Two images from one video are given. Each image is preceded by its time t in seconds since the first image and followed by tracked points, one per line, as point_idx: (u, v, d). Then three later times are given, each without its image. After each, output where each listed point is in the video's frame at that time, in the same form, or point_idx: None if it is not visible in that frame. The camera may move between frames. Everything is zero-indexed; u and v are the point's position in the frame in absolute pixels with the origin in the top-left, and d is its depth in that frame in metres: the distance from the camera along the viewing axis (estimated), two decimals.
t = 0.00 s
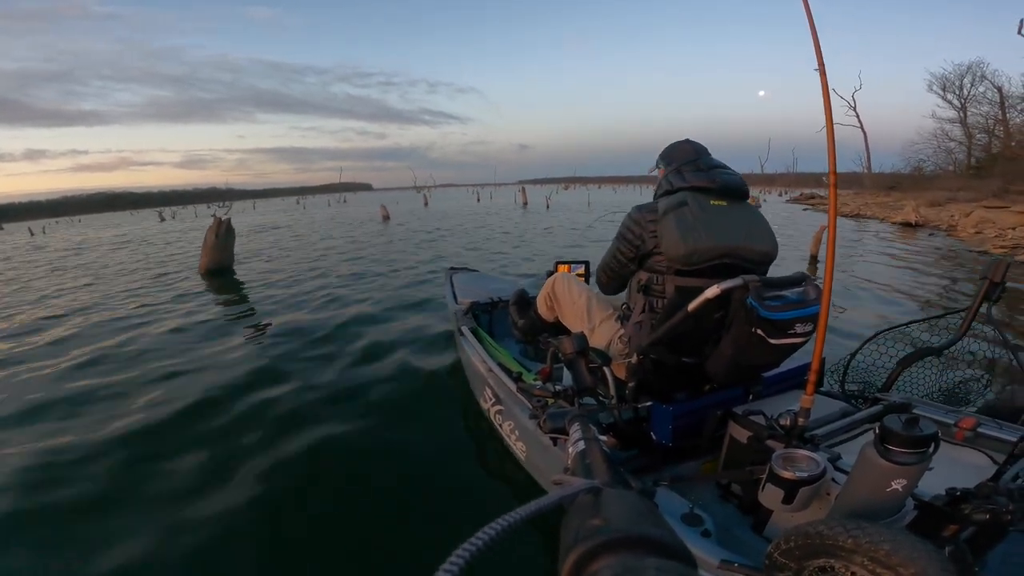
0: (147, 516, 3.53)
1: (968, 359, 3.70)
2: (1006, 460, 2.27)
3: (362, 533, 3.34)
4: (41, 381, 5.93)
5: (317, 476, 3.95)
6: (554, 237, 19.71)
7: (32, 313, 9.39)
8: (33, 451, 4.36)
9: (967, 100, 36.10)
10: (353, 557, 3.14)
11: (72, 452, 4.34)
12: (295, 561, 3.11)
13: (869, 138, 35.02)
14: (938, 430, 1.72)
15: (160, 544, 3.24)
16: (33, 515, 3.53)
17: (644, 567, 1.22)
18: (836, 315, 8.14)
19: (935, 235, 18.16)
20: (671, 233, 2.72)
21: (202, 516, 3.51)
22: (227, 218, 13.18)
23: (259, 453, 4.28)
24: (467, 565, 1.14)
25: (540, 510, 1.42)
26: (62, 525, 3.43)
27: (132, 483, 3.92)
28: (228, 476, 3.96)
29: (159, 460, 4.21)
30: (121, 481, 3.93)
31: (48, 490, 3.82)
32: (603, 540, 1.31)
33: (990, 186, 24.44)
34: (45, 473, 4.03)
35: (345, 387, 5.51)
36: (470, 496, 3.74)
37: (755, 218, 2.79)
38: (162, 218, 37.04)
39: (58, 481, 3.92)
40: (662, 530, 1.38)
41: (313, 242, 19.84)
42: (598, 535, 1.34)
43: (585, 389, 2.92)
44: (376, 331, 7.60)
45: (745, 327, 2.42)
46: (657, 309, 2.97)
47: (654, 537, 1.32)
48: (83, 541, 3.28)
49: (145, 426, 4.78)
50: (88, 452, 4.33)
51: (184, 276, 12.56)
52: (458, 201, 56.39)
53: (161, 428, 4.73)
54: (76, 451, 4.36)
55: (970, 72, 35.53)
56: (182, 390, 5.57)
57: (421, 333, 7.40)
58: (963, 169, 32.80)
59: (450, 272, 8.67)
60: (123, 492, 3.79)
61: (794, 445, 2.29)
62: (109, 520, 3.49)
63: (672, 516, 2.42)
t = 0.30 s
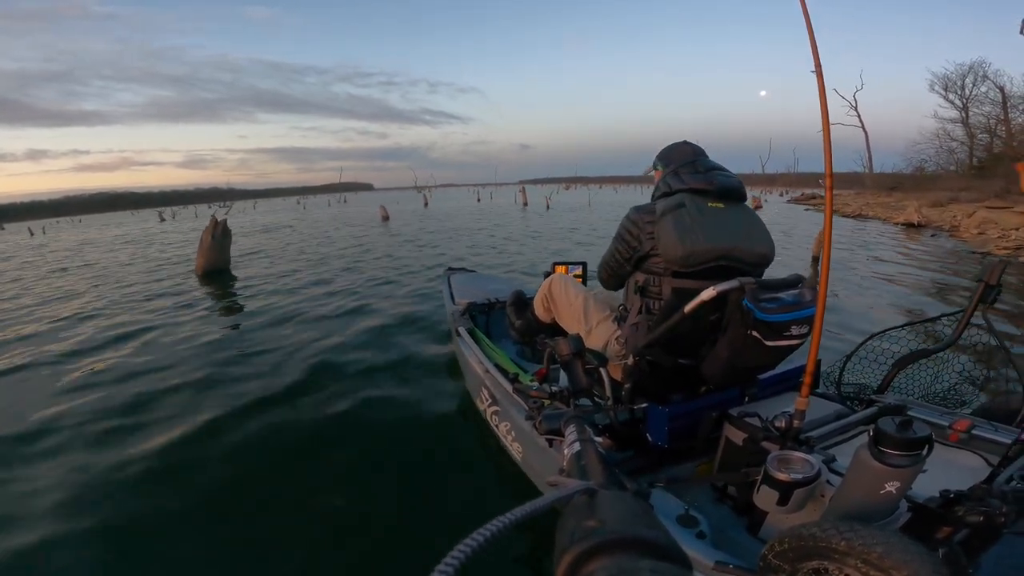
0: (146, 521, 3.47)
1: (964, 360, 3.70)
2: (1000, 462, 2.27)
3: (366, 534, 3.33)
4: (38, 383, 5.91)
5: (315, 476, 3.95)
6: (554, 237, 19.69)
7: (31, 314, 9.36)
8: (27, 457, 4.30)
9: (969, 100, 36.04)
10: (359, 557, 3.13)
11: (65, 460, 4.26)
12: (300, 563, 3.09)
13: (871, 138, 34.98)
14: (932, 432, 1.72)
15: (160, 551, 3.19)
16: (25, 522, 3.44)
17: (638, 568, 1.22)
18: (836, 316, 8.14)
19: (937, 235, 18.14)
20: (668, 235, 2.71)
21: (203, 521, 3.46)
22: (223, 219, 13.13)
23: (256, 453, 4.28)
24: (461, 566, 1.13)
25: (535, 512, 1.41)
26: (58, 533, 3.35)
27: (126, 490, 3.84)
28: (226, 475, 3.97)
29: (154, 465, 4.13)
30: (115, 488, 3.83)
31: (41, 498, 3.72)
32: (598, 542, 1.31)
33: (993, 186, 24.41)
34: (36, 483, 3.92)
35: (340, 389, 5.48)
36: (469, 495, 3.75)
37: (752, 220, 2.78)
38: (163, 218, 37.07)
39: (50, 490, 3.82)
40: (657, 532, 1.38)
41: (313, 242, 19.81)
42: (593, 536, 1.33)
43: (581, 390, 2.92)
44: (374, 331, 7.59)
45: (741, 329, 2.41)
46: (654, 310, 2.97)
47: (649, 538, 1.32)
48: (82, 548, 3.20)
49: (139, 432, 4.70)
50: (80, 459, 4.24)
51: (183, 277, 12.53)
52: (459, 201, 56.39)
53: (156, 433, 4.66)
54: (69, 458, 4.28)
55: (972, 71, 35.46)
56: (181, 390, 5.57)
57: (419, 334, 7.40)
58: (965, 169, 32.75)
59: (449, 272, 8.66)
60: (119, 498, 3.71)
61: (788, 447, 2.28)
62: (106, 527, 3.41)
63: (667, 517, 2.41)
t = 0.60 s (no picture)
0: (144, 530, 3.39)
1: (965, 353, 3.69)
2: (1003, 454, 2.27)
3: (367, 539, 3.30)
4: (41, 384, 5.91)
5: (314, 476, 3.96)
6: (556, 237, 19.68)
7: (33, 314, 9.36)
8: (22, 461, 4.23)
9: (972, 100, 35.94)
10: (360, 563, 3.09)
11: (60, 466, 4.17)
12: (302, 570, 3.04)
13: (874, 138, 34.95)
14: (936, 425, 1.72)
15: (159, 559, 3.12)
16: (19, 532, 3.35)
17: (644, 564, 1.22)
18: (838, 314, 8.13)
19: (941, 235, 18.10)
20: (671, 228, 2.72)
21: (202, 529, 3.39)
22: (221, 219, 13.12)
23: (256, 453, 4.29)
24: (467, 563, 1.14)
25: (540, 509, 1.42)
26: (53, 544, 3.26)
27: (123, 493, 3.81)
28: (225, 475, 3.98)
29: (151, 473, 4.06)
30: (110, 496, 3.75)
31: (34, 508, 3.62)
32: (604, 538, 1.32)
33: (997, 186, 24.35)
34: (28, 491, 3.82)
35: (339, 390, 5.46)
36: (471, 495, 3.74)
37: (755, 216, 2.79)
38: (163, 218, 37.11)
39: (44, 499, 3.73)
40: (662, 526, 1.39)
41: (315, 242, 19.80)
42: (599, 532, 1.34)
43: (584, 386, 2.92)
44: (376, 331, 7.60)
45: (742, 323, 2.42)
46: (655, 304, 2.97)
47: (655, 534, 1.32)
48: (79, 559, 3.12)
49: (136, 436, 4.63)
50: (74, 466, 4.15)
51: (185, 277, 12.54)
52: (460, 200, 56.36)
53: (152, 438, 4.59)
54: (63, 463, 4.20)
55: (976, 71, 35.38)
56: (184, 390, 5.58)
57: (421, 333, 7.40)
58: (969, 168, 32.68)
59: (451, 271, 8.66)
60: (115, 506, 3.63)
61: (792, 440, 2.28)
62: (103, 535, 3.34)
63: (672, 512, 2.42)
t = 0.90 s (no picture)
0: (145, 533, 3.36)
1: (963, 353, 3.69)
2: (1001, 453, 2.26)
3: (371, 540, 3.28)
4: (39, 386, 5.89)
5: (312, 475, 3.97)
6: (557, 237, 19.66)
7: (32, 315, 9.35)
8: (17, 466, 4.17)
9: (975, 99, 35.84)
10: (365, 564, 3.08)
11: (56, 471, 4.11)
12: (307, 571, 3.03)
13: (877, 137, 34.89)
14: (933, 423, 1.72)
15: (159, 562, 3.09)
16: (16, 535, 3.33)
17: (643, 563, 1.22)
18: (840, 314, 8.12)
19: (944, 235, 18.05)
20: (670, 227, 2.72)
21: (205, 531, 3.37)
22: (218, 219, 13.10)
23: (254, 453, 4.29)
24: (465, 565, 1.14)
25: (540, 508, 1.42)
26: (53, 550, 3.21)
27: (120, 494, 3.80)
28: (223, 475, 3.98)
29: (151, 475, 4.03)
30: (108, 499, 3.72)
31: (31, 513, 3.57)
32: (603, 538, 1.32)
33: (1000, 186, 24.29)
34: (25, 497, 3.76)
35: (336, 391, 5.45)
36: (472, 495, 3.74)
37: (753, 215, 2.79)
38: (164, 218, 37.12)
39: (41, 500, 3.72)
40: (660, 526, 1.39)
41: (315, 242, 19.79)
42: (597, 531, 1.34)
43: (582, 385, 2.92)
44: (376, 331, 7.60)
45: (740, 323, 2.41)
46: (654, 303, 2.97)
47: (654, 534, 1.32)
48: (79, 562, 3.09)
49: (132, 439, 4.58)
50: (72, 468, 4.12)
51: (185, 277, 12.53)
52: (461, 200, 56.30)
53: (150, 440, 4.54)
54: (61, 465, 4.16)
55: (978, 70, 35.28)
56: (185, 390, 5.59)
57: (421, 333, 7.40)
58: (972, 167, 32.60)
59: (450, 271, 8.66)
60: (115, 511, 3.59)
61: (790, 439, 2.28)
62: (104, 539, 3.30)
63: (672, 512, 2.42)
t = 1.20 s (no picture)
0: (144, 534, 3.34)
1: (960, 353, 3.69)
2: (996, 453, 2.26)
3: (370, 540, 3.29)
4: (36, 386, 5.88)
5: (309, 476, 3.96)
6: (558, 237, 19.62)
7: (32, 315, 9.35)
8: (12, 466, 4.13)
9: (978, 98, 35.73)
10: (365, 563, 3.09)
11: (53, 472, 4.08)
12: (304, 571, 3.04)
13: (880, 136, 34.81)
14: (929, 424, 1.72)
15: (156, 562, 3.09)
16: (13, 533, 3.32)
17: (639, 564, 1.22)
18: (842, 315, 8.10)
19: (949, 235, 17.99)
20: (668, 225, 2.72)
21: (204, 532, 3.36)
22: (214, 219, 13.06)
23: (251, 452, 4.28)
24: (462, 566, 1.13)
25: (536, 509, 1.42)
26: (50, 550, 3.18)
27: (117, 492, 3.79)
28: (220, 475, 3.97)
29: (147, 473, 4.02)
30: (105, 498, 3.71)
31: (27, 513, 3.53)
32: (600, 538, 1.32)
33: (1004, 185, 24.19)
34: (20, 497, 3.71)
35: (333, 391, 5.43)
36: (470, 494, 3.75)
37: (751, 216, 2.79)
38: (165, 218, 37.08)
39: (37, 498, 3.70)
40: (656, 526, 1.39)
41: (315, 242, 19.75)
42: (594, 532, 1.35)
43: (579, 386, 2.92)
44: (375, 331, 7.59)
45: (736, 322, 2.41)
46: (651, 302, 2.96)
47: (651, 535, 1.32)
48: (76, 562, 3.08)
49: (129, 440, 4.54)
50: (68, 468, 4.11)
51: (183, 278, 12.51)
52: (462, 200, 56.25)
53: (147, 441, 4.51)
54: (58, 465, 4.14)
55: (982, 69, 35.15)
56: (184, 391, 5.58)
57: (420, 333, 7.39)
58: (975, 167, 32.51)
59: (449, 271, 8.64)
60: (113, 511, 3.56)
61: (787, 440, 2.28)
62: (101, 538, 3.29)
63: (669, 512, 2.42)
